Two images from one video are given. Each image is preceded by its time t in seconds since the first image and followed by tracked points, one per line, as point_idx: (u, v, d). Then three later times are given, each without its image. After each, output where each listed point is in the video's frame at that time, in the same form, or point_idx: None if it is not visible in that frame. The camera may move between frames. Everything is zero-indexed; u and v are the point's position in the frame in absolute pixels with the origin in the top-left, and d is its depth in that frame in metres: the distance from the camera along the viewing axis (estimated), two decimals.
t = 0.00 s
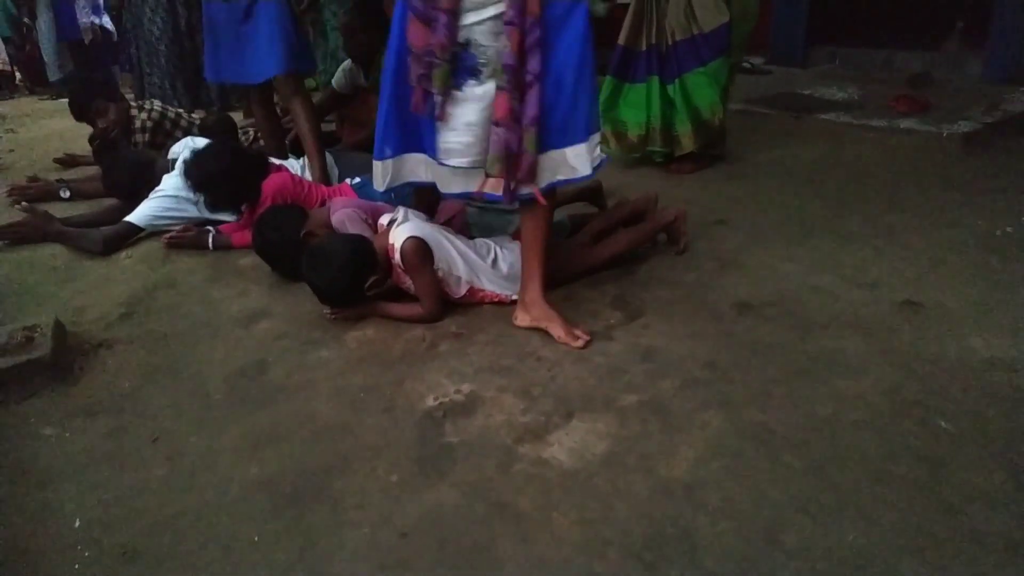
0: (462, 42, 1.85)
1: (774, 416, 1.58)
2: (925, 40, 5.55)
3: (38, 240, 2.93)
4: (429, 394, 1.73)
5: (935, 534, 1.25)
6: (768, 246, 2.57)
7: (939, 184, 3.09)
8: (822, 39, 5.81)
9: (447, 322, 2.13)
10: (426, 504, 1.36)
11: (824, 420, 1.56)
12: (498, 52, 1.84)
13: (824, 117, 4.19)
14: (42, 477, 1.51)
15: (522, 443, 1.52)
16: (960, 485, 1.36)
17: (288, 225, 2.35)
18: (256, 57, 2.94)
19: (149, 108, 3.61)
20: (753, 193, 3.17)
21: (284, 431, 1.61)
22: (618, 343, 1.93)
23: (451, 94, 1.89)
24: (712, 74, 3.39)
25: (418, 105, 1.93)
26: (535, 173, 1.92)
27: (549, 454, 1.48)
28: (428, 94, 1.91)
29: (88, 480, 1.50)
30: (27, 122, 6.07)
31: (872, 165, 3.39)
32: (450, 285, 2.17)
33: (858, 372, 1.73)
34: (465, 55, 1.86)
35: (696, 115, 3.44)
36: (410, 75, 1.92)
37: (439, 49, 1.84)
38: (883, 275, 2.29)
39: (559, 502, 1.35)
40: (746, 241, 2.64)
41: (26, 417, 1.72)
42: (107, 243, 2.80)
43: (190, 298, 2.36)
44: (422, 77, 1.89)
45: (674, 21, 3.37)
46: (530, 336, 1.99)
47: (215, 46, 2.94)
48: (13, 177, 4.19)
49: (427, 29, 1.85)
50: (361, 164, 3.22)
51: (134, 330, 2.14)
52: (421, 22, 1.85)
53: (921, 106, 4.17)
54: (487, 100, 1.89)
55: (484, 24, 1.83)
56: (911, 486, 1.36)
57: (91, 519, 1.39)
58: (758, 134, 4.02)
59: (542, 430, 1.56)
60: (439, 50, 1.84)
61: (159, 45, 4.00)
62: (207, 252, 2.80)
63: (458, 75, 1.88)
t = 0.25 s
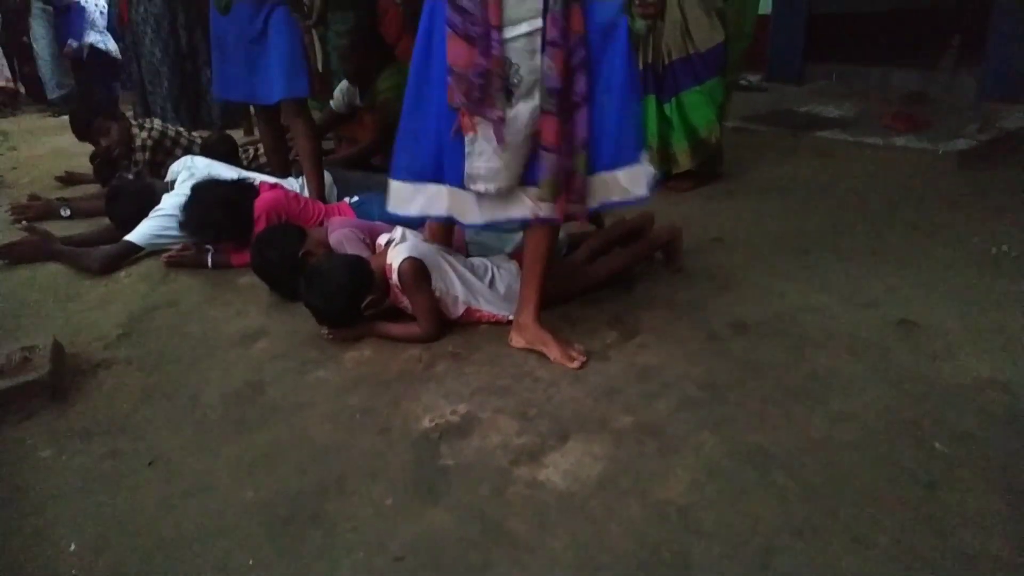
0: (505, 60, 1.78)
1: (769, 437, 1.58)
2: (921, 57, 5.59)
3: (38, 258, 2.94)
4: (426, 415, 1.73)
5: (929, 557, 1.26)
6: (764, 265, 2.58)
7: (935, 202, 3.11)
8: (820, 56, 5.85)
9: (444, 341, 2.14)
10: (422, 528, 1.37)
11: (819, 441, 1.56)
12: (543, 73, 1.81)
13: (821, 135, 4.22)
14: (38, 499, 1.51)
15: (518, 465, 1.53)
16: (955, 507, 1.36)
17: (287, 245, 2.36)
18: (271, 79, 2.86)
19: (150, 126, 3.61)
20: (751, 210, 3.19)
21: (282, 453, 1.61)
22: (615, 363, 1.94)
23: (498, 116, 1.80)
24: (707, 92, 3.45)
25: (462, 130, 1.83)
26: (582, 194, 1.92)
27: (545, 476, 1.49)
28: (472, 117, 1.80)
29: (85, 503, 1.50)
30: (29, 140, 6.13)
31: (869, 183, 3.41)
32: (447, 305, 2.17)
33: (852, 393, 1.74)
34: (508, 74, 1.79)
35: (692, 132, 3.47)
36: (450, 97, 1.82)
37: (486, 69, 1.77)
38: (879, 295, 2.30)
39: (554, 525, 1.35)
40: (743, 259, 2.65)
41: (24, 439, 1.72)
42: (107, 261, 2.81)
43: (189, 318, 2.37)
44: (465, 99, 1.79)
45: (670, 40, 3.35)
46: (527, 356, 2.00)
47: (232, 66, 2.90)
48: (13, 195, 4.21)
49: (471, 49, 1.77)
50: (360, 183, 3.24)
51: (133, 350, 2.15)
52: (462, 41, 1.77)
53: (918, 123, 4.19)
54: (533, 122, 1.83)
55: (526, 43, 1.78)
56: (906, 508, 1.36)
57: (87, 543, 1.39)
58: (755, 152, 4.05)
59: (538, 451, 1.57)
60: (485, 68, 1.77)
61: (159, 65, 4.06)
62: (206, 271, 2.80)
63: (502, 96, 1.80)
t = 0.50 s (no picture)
0: (527, 101, 1.78)
1: (770, 474, 1.59)
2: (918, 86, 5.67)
3: (43, 288, 2.96)
4: (429, 451, 1.74)
5: None
6: (764, 296, 2.61)
7: (933, 233, 3.14)
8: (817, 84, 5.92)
9: (447, 374, 2.15)
10: (425, 566, 1.37)
11: (820, 478, 1.57)
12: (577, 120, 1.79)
13: (819, 164, 4.26)
14: (43, 536, 1.52)
15: (521, 502, 1.54)
16: (957, 546, 1.37)
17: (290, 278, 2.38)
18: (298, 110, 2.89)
19: (154, 156, 3.61)
20: (750, 241, 3.22)
21: (285, 490, 1.62)
22: (617, 396, 1.95)
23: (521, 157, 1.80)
24: (707, 124, 3.47)
25: (486, 172, 1.86)
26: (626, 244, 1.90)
27: (547, 514, 1.50)
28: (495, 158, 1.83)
29: (89, 540, 1.50)
30: (33, 166, 6.19)
31: (867, 213, 3.45)
32: (450, 337, 2.19)
33: (853, 429, 1.75)
34: (531, 116, 1.79)
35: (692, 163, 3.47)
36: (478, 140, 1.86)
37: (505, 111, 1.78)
38: (879, 327, 2.31)
39: (557, 564, 1.36)
40: (743, 290, 2.68)
41: (28, 474, 1.74)
42: (112, 291, 2.83)
43: (193, 349, 2.39)
44: (486, 139, 1.83)
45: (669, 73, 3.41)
46: (529, 390, 2.01)
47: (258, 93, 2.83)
48: (18, 222, 4.25)
49: (492, 92, 1.80)
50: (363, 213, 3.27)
51: (137, 383, 2.17)
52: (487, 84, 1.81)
53: (915, 152, 4.24)
54: (564, 164, 1.79)
55: (551, 83, 1.76)
56: (907, 547, 1.37)
57: None
58: (754, 181, 4.09)
59: (540, 488, 1.58)
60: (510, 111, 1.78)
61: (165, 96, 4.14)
62: (210, 301, 2.82)
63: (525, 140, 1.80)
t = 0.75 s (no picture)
0: (567, 146, 1.61)
1: (777, 506, 1.60)
2: (917, 113, 5.72)
3: (52, 316, 2.98)
4: (437, 483, 1.75)
5: None
6: (768, 325, 2.63)
7: (935, 261, 3.17)
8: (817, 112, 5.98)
9: (454, 404, 2.16)
10: None
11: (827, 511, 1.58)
12: (628, 163, 1.60)
13: (820, 191, 4.30)
14: (54, 567, 1.53)
15: (530, 535, 1.55)
16: None
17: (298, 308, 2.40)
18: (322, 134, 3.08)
19: (163, 185, 3.69)
20: (753, 269, 3.25)
21: (294, 522, 1.63)
22: (624, 427, 1.96)
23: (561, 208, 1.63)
24: (709, 153, 3.51)
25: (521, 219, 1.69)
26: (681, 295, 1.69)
27: (556, 547, 1.51)
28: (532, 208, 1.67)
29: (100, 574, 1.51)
30: (40, 191, 6.27)
31: (870, 241, 3.48)
32: (457, 367, 2.20)
33: (860, 461, 1.76)
34: (573, 161, 1.61)
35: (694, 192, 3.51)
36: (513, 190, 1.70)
37: (536, 155, 1.60)
38: (883, 356, 2.33)
39: None
40: (747, 319, 2.69)
41: (39, 506, 1.74)
42: (120, 320, 2.85)
43: (201, 378, 2.40)
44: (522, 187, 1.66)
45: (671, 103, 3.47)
46: (536, 421, 2.02)
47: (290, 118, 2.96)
48: (26, 249, 4.29)
49: (528, 135, 1.63)
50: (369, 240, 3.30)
51: (146, 412, 2.18)
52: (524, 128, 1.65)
53: (915, 180, 4.28)
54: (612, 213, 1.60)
55: (596, 127, 1.58)
56: None
57: None
58: (757, 209, 4.13)
59: (549, 521, 1.59)
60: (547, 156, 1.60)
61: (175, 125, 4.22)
62: (218, 329, 2.83)
63: (568, 186, 1.62)
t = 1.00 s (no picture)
0: (645, 198, 1.42)
1: (788, 530, 1.60)
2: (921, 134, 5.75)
3: (61, 336, 3.00)
4: (448, 506, 1.76)
5: None
6: (776, 347, 2.63)
7: (941, 283, 3.17)
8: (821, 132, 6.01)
9: (463, 426, 2.16)
10: None
11: (839, 536, 1.58)
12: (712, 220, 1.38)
13: (825, 212, 4.31)
14: None
15: (541, 560, 1.55)
16: None
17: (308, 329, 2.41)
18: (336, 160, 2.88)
19: (172, 205, 3.70)
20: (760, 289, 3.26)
21: (306, 546, 1.63)
22: (634, 450, 1.96)
23: (633, 268, 1.44)
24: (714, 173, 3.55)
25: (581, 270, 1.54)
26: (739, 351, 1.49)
27: (568, 572, 1.51)
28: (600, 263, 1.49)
29: None
30: (47, 210, 6.32)
31: (876, 262, 3.48)
32: (466, 388, 2.19)
33: (871, 484, 1.76)
34: (650, 216, 1.41)
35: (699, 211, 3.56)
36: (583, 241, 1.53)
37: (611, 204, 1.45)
38: (891, 377, 2.34)
39: None
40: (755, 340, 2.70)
41: (51, 529, 1.75)
42: (129, 340, 2.86)
43: (211, 400, 2.41)
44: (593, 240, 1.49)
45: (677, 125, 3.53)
46: (546, 443, 2.02)
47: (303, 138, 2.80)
48: (34, 268, 4.31)
49: (599, 181, 1.47)
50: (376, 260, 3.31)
51: (156, 433, 2.19)
52: (597, 175, 1.48)
53: (920, 200, 4.29)
54: (695, 278, 1.38)
55: (680, 180, 1.38)
56: None
57: None
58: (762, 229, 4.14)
59: (561, 545, 1.59)
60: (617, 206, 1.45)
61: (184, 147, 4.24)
62: (226, 349, 2.84)
63: (637, 239, 1.44)
